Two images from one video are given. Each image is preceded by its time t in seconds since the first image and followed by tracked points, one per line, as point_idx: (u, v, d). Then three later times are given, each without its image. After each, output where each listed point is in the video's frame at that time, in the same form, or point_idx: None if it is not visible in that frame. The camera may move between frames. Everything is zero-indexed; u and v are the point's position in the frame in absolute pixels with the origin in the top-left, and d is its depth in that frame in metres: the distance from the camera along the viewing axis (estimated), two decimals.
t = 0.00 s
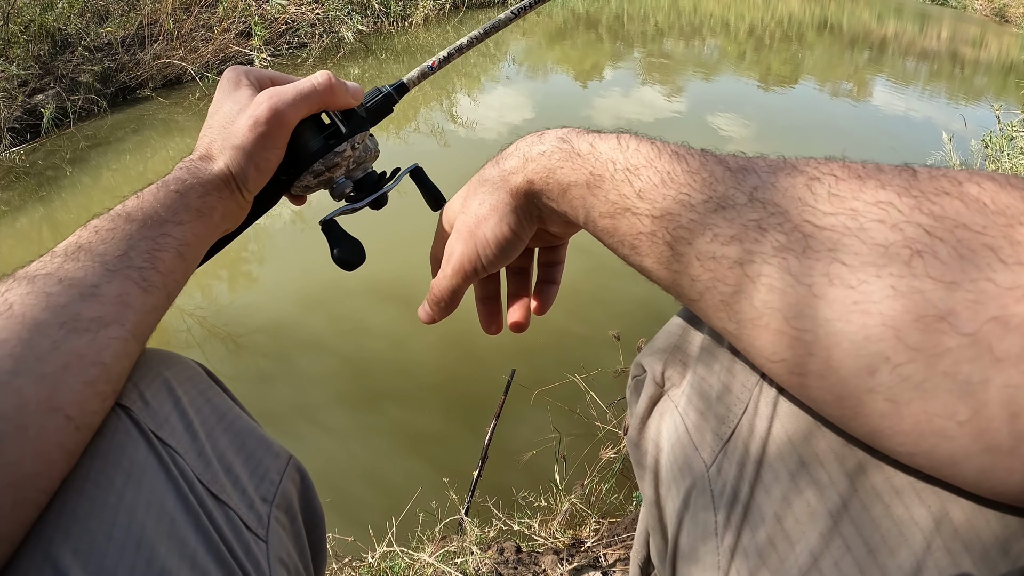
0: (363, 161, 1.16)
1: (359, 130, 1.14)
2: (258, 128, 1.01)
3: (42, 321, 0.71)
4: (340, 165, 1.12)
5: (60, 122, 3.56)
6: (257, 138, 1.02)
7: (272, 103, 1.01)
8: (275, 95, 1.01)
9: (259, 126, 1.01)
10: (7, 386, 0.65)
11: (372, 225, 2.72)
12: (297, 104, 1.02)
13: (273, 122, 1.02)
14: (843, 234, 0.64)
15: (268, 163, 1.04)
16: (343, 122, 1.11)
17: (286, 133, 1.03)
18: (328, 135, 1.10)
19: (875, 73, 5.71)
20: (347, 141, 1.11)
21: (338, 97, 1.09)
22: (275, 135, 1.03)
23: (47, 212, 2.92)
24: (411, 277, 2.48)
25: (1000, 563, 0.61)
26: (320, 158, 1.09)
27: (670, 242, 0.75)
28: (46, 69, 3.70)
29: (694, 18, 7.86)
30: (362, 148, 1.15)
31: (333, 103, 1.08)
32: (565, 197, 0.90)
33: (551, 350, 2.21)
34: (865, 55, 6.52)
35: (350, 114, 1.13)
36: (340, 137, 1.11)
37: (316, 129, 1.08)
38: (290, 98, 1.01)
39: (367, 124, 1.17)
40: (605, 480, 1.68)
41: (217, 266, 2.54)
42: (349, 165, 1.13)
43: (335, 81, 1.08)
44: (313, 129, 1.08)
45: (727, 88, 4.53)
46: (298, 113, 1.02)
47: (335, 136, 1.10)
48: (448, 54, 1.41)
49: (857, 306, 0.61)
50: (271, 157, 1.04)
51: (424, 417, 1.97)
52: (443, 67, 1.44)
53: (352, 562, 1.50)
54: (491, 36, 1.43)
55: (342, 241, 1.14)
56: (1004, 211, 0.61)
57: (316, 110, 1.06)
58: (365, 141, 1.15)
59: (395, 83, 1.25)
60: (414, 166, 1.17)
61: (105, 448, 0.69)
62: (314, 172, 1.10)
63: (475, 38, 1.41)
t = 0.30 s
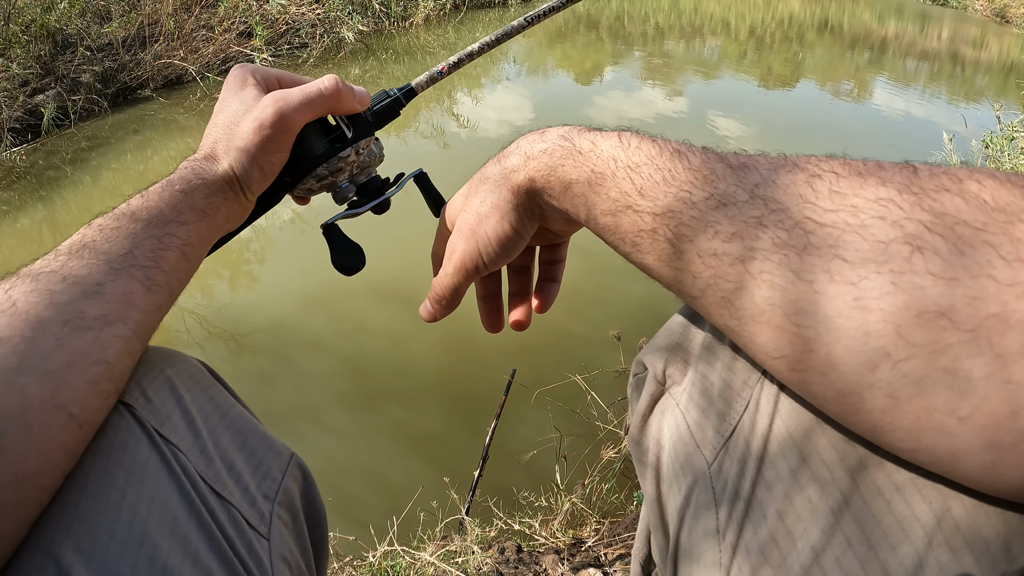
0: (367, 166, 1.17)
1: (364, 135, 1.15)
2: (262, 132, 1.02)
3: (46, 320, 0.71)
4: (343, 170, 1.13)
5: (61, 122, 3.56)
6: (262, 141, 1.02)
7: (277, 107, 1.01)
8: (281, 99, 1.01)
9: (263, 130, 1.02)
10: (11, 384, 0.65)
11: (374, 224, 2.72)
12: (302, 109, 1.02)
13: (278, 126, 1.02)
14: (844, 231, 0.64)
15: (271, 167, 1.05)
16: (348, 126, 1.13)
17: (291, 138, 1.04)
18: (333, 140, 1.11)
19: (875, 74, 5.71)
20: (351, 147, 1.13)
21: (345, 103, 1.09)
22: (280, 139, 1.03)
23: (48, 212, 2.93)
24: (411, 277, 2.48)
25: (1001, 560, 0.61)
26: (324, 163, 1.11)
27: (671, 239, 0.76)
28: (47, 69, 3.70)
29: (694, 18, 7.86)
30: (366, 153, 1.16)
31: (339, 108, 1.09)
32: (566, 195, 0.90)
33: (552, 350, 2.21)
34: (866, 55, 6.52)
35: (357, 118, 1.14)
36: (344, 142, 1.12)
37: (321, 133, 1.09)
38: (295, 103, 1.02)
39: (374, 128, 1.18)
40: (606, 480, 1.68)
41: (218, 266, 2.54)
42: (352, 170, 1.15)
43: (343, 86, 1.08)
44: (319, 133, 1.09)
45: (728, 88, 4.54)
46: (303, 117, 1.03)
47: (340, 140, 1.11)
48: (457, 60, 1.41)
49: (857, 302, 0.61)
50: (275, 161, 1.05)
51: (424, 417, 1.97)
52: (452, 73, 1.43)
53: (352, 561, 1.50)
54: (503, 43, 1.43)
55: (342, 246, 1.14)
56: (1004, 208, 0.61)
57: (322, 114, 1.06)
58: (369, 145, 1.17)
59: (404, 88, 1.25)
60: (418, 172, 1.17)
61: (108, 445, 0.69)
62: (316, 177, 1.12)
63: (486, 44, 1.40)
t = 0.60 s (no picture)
0: (365, 156, 1.13)
1: (360, 125, 1.11)
2: (250, 128, 1.02)
3: (45, 315, 0.71)
4: (339, 161, 1.10)
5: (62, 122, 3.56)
6: (251, 137, 1.02)
7: (264, 102, 1.01)
8: (268, 94, 1.01)
9: (252, 126, 1.02)
10: (11, 379, 0.65)
11: (374, 224, 2.72)
12: (289, 103, 1.01)
13: (265, 121, 1.02)
14: (847, 224, 0.64)
15: (263, 161, 1.05)
16: (342, 115, 1.10)
17: (279, 133, 1.04)
18: (328, 131, 1.08)
19: (876, 74, 5.71)
20: (346, 136, 1.09)
21: (335, 93, 1.06)
22: (269, 135, 1.03)
23: (49, 212, 2.93)
24: (412, 277, 2.49)
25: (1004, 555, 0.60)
26: (319, 154, 1.08)
27: (673, 232, 0.76)
28: (48, 69, 3.70)
29: (694, 18, 7.86)
30: (363, 142, 1.13)
31: (329, 98, 1.06)
32: (567, 189, 0.90)
33: (552, 350, 2.21)
34: (866, 56, 6.52)
35: (351, 108, 1.11)
36: (339, 132, 1.09)
37: (316, 124, 1.08)
38: (282, 97, 1.01)
39: (368, 117, 1.15)
40: (607, 480, 1.68)
41: (219, 266, 2.53)
42: (349, 161, 1.11)
43: (331, 78, 1.05)
44: (313, 124, 1.08)
45: (728, 89, 4.54)
46: (289, 112, 1.02)
47: (335, 131, 1.09)
48: (457, 43, 1.40)
49: (860, 295, 0.61)
50: (267, 156, 1.05)
51: (425, 417, 1.96)
52: (451, 57, 1.43)
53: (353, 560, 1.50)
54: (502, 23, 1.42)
55: (340, 239, 1.14)
56: (1006, 202, 0.61)
57: (311, 107, 1.04)
58: (366, 134, 1.13)
59: (401, 76, 1.22)
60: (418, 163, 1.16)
61: (109, 442, 0.69)
62: (312, 169, 1.09)
63: (486, 26, 1.40)
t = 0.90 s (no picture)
0: (361, 147, 1.15)
1: (355, 115, 1.12)
2: (249, 119, 1.02)
3: (44, 311, 0.71)
4: (337, 152, 1.12)
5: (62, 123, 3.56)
6: (250, 129, 1.02)
7: (262, 93, 1.01)
8: (266, 86, 1.01)
9: (250, 117, 1.02)
10: (10, 375, 0.65)
11: (375, 224, 2.72)
12: (288, 95, 1.02)
13: (264, 112, 1.02)
14: (850, 218, 0.64)
15: (262, 154, 1.05)
16: (337, 107, 1.11)
17: (278, 124, 1.04)
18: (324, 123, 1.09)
19: (877, 75, 5.71)
20: (343, 128, 1.10)
21: (331, 85, 1.07)
22: (267, 126, 1.03)
23: (50, 213, 2.93)
24: (413, 277, 2.49)
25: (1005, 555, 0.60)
26: (316, 147, 1.09)
27: (676, 222, 0.75)
28: (48, 70, 3.70)
29: (695, 19, 7.87)
30: (359, 133, 1.14)
31: (323, 91, 1.07)
32: (566, 175, 0.90)
33: (553, 350, 2.21)
34: (867, 57, 6.52)
35: (346, 99, 1.12)
36: (335, 124, 1.09)
37: (311, 118, 1.08)
38: (280, 88, 1.01)
39: (364, 110, 1.15)
40: (607, 480, 1.68)
41: (220, 267, 2.53)
42: (347, 152, 1.13)
43: (327, 69, 1.06)
44: (309, 117, 1.08)
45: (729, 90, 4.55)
46: (287, 102, 1.02)
47: (330, 123, 1.09)
48: (446, 34, 1.40)
49: (862, 286, 0.61)
50: (265, 148, 1.05)
51: (426, 417, 1.96)
52: (442, 47, 1.43)
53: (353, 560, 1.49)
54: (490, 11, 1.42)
55: (342, 229, 1.14)
56: (1006, 196, 0.61)
57: (308, 98, 1.06)
58: (361, 126, 1.14)
59: (395, 69, 1.22)
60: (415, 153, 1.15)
61: (109, 440, 0.69)
62: (310, 161, 1.10)
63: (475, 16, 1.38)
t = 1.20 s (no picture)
0: (354, 137, 1.14)
1: (347, 105, 1.13)
2: (243, 111, 1.02)
3: (41, 312, 0.71)
4: (331, 141, 1.10)
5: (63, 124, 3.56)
6: (245, 121, 1.03)
7: (254, 85, 1.02)
8: (257, 79, 1.02)
9: (245, 109, 1.02)
10: (8, 376, 0.65)
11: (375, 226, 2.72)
12: (279, 86, 1.03)
13: (257, 104, 1.02)
14: (838, 231, 0.64)
15: (258, 147, 1.05)
16: (328, 98, 1.10)
17: (271, 116, 1.04)
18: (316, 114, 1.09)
19: (877, 76, 5.72)
20: (335, 116, 1.10)
21: (320, 77, 1.10)
22: (261, 117, 1.03)
23: (50, 213, 2.93)
24: (415, 278, 2.48)
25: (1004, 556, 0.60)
26: (310, 136, 1.08)
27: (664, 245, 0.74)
28: (49, 70, 3.70)
29: (695, 20, 7.88)
30: (352, 123, 1.13)
31: (314, 82, 1.09)
32: (553, 197, 0.90)
33: (555, 351, 2.21)
34: (868, 58, 6.53)
35: (335, 91, 1.12)
36: (327, 113, 1.09)
37: (303, 112, 1.08)
38: (271, 79, 1.02)
39: (354, 101, 1.16)
40: (607, 482, 1.68)
41: (221, 268, 2.51)
42: (340, 141, 1.12)
43: (315, 61, 1.09)
44: (300, 111, 1.08)
45: (729, 90, 4.56)
46: (281, 93, 1.03)
47: (323, 113, 1.09)
48: (424, 30, 1.42)
49: (852, 302, 0.61)
50: (260, 141, 1.05)
51: (427, 418, 1.96)
52: (418, 45, 1.45)
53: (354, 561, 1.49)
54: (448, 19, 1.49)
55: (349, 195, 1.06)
56: (991, 199, 0.62)
57: (302, 89, 1.08)
58: (354, 115, 1.14)
59: (379, 64, 1.23)
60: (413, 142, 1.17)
61: (109, 441, 0.69)
62: (306, 151, 1.09)
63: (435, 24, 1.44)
